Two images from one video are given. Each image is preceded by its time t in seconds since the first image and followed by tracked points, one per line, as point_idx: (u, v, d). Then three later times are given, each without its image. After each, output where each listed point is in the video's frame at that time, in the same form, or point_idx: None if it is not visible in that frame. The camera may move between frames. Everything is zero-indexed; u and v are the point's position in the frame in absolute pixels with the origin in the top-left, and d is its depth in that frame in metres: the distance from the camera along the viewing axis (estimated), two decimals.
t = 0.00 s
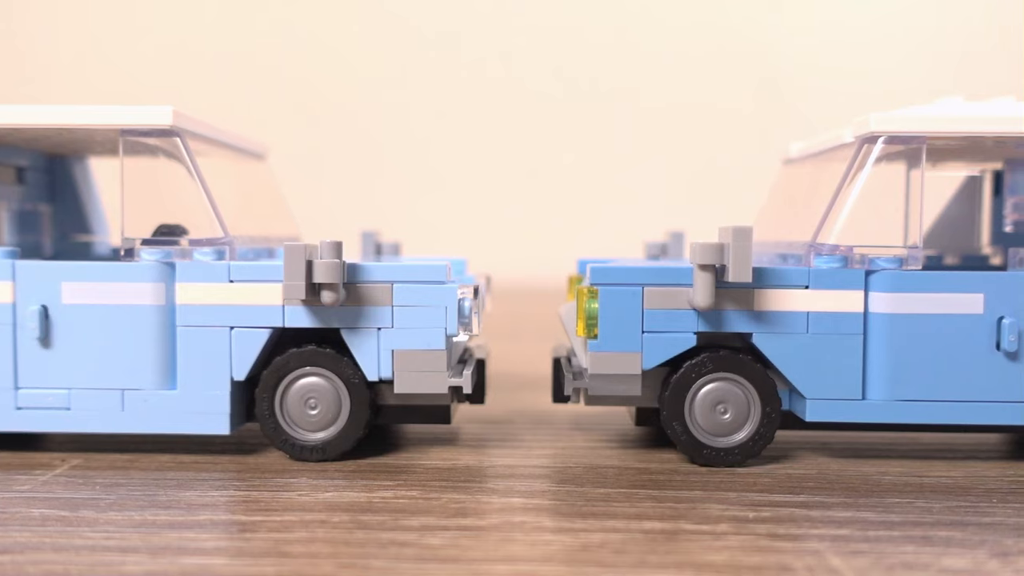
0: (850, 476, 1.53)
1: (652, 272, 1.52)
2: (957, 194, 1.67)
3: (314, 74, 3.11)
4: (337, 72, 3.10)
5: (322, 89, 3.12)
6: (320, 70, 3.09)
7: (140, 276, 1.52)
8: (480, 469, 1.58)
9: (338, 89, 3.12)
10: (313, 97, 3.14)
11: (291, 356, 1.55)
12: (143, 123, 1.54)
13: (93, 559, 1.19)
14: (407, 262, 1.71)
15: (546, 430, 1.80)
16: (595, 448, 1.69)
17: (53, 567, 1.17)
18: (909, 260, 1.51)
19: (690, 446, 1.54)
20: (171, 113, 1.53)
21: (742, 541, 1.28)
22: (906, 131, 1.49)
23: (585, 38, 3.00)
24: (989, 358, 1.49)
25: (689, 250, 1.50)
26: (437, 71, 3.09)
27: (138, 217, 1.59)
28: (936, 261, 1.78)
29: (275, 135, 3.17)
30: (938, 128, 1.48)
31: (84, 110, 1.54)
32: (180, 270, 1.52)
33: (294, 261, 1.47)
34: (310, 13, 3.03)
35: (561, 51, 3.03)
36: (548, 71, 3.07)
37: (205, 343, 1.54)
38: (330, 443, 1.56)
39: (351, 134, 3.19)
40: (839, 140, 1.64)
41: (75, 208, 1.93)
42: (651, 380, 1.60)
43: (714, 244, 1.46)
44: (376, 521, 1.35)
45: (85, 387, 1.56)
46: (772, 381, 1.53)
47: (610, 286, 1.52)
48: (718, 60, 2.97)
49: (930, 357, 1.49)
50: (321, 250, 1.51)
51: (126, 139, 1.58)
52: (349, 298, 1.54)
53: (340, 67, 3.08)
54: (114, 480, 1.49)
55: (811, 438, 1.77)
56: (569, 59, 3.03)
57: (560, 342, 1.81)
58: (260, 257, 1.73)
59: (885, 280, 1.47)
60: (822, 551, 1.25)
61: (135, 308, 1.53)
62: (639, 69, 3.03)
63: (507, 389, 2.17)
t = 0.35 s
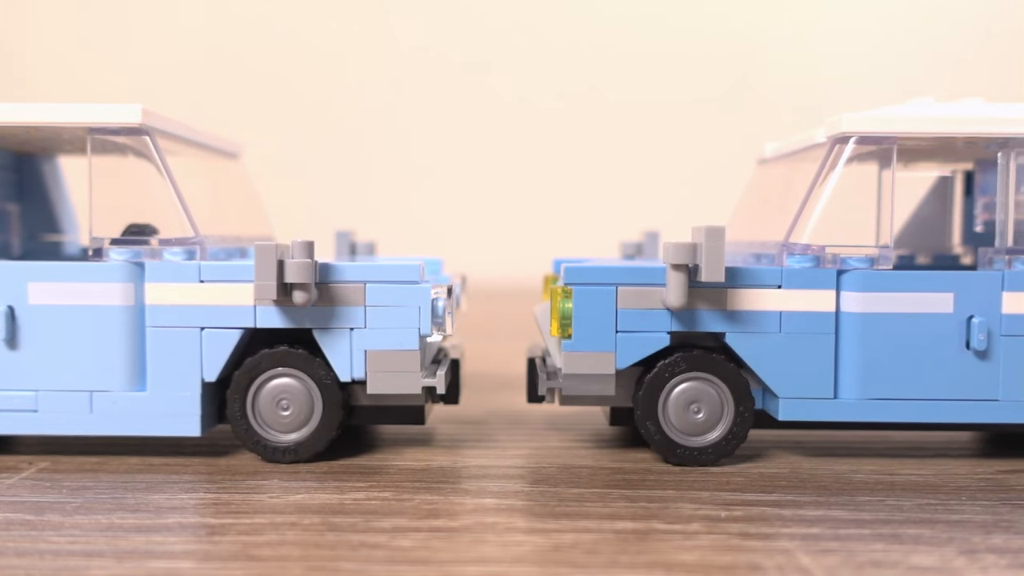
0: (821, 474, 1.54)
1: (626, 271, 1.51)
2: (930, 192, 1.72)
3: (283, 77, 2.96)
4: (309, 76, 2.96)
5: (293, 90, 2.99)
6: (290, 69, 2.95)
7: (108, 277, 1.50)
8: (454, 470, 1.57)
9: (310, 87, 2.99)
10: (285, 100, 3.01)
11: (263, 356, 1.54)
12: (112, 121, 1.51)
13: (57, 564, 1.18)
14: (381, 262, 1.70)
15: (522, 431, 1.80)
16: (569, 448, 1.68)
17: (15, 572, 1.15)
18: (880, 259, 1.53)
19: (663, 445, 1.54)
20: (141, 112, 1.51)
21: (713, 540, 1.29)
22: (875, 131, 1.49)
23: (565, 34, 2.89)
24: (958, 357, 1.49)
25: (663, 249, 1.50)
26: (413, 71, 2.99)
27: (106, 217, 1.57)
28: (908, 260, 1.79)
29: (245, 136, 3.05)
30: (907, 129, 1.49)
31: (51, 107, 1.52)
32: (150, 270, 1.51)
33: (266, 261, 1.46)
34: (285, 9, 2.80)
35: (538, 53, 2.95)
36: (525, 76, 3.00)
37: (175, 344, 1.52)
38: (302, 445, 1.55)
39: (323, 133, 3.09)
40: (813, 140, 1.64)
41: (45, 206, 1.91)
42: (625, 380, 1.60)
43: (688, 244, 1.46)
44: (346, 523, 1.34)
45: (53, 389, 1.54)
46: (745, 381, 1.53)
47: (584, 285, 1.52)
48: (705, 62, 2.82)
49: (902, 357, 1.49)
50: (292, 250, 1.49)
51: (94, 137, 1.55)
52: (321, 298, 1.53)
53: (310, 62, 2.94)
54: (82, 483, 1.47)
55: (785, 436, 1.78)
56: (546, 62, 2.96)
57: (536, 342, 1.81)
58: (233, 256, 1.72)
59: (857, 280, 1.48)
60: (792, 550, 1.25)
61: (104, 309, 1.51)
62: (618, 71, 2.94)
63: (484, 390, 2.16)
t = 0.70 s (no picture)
0: (794, 473, 1.54)
1: (600, 271, 1.51)
2: (902, 192, 1.73)
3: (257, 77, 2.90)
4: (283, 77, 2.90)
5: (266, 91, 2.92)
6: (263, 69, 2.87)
7: (74, 277, 1.48)
8: (427, 471, 1.56)
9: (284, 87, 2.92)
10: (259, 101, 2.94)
11: (234, 357, 1.52)
12: (80, 118, 1.50)
13: (20, 569, 1.15)
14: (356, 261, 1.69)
15: (497, 431, 1.79)
16: (544, 448, 1.68)
17: None
18: (852, 259, 1.53)
19: (638, 445, 1.54)
20: (110, 110, 1.50)
21: (685, 539, 1.28)
22: (847, 131, 1.50)
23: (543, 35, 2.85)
24: (929, 356, 1.50)
25: (637, 249, 1.50)
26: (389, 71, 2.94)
27: (73, 216, 1.54)
28: (880, 259, 1.80)
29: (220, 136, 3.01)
30: (880, 129, 1.50)
31: (18, 104, 1.50)
32: (119, 270, 1.49)
33: (236, 261, 1.44)
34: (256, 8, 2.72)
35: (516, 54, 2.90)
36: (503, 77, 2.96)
37: (144, 345, 1.51)
38: (274, 446, 1.53)
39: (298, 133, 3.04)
40: (786, 140, 1.65)
41: (12, 206, 1.88)
42: (600, 380, 1.59)
43: (661, 244, 1.46)
44: (318, 525, 1.32)
45: (20, 391, 1.52)
46: (719, 380, 1.53)
47: (559, 285, 1.52)
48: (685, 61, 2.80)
49: (874, 355, 1.50)
50: (264, 249, 1.48)
51: (63, 135, 1.53)
52: (293, 298, 1.52)
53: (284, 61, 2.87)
54: (49, 487, 1.45)
55: (759, 435, 1.78)
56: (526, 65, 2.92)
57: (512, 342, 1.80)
58: (205, 256, 1.71)
59: (829, 280, 1.49)
60: (764, 549, 1.25)
61: (71, 310, 1.49)
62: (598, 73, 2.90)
63: (460, 390, 2.15)
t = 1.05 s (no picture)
0: (767, 472, 1.54)
1: (574, 270, 1.51)
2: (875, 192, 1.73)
3: (229, 77, 2.84)
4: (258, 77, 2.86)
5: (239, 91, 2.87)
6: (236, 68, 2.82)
7: (41, 278, 1.46)
8: (400, 472, 1.55)
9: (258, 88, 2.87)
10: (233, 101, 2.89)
11: (205, 358, 1.50)
12: (46, 117, 1.48)
13: None
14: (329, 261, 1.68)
15: (472, 431, 1.79)
16: (519, 448, 1.67)
17: None
18: (825, 259, 1.54)
19: (612, 445, 1.54)
20: (77, 108, 1.49)
21: (657, 540, 1.28)
22: (820, 131, 1.51)
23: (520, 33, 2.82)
24: (900, 355, 1.51)
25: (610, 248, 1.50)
26: (365, 71, 2.91)
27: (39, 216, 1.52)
28: (854, 260, 1.82)
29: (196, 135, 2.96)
30: (851, 128, 1.51)
31: None
32: (86, 270, 1.47)
33: (205, 260, 1.42)
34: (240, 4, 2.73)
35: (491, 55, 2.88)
36: (480, 77, 2.94)
37: (113, 346, 1.49)
38: (246, 448, 1.52)
39: (273, 133, 2.99)
40: (758, 141, 1.64)
41: None
42: (574, 380, 1.59)
43: (634, 243, 1.46)
44: (287, 528, 1.31)
45: None
46: (692, 380, 1.53)
47: (532, 285, 1.51)
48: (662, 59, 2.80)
49: (846, 354, 1.50)
50: (235, 249, 1.47)
51: (28, 133, 1.51)
52: (264, 298, 1.51)
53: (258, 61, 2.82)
54: (14, 491, 1.43)
55: (733, 435, 1.79)
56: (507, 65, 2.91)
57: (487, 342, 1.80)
58: (175, 255, 1.68)
59: (801, 279, 1.49)
60: (734, 548, 1.25)
61: (37, 311, 1.47)
62: (577, 72, 2.89)
63: (436, 391, 2.15)
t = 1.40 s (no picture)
0: (742, 471, 1.55)
1: (549, 270, 1.51)
2: (849, 192, 1.77)
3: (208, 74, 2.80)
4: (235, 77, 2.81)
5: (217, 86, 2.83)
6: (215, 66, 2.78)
7: (8, 277, 1.43)
8: (375, 473, 1.54)
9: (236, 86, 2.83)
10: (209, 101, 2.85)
11: (177, 359, 1.49)
12: (14, 115, 1.45)
13: None
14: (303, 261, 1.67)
15: (447, 432, 1.78)
16: (495, 448, 1.67)
17: None
18: (799, 258, 1.54)
19: (587, 445, 1.53)
20: (46, 105, 1.47)
21: (630, 539, 1.28)
22: (794, 131, 1.51)
23: (500, 32, 2.80)
24: (873, 354, 1.51)
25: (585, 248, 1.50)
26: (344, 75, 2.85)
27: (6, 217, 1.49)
28: (830, 260, 1.82)
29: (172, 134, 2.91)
30: (825, 128, 1.51)
31: None
32: (55, 270, 1.45)
33: (176, 261, 1.41)
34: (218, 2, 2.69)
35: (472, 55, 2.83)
36: (462, 78, 2.88)
37: (84, 346, 1.47)
38: (218, 450, 1.50)
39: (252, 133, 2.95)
40: (734, 140, 1.65)
41: None
42: (550, 380, 1.59)
43: (609, 243, 1.46)
44: (259, 530, 1.29)
45: None
46: (668, 379, 1.53)
47: (507, 285, 1.51)
48: (641, 59, 2.81)
49: (820, 354, 1.51)
50: (207, 249, 1.45)
51: None
52: (237, 298, 1.49)
53: (235, 60, 2.78)
54: None
55: (709, 434, 1.80)
56: (489, 67, 2.85)
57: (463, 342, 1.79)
58: (147, 255, 1.66)
59: (776, 279, 1.50)
60: (708, 548, 1.25)
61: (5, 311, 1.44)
62: (560, 73, 2.85)
63: (413, 391, 2.14)
